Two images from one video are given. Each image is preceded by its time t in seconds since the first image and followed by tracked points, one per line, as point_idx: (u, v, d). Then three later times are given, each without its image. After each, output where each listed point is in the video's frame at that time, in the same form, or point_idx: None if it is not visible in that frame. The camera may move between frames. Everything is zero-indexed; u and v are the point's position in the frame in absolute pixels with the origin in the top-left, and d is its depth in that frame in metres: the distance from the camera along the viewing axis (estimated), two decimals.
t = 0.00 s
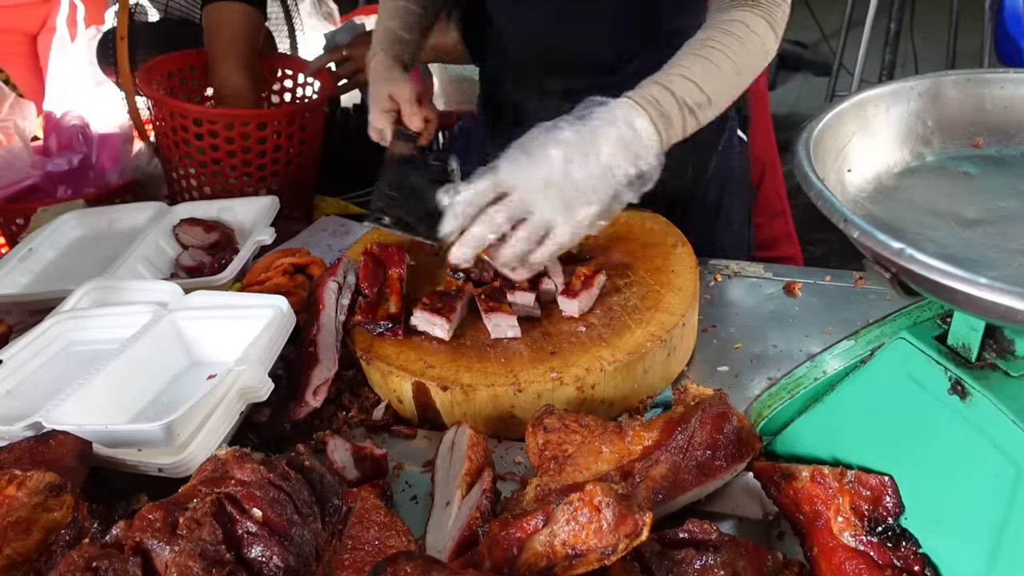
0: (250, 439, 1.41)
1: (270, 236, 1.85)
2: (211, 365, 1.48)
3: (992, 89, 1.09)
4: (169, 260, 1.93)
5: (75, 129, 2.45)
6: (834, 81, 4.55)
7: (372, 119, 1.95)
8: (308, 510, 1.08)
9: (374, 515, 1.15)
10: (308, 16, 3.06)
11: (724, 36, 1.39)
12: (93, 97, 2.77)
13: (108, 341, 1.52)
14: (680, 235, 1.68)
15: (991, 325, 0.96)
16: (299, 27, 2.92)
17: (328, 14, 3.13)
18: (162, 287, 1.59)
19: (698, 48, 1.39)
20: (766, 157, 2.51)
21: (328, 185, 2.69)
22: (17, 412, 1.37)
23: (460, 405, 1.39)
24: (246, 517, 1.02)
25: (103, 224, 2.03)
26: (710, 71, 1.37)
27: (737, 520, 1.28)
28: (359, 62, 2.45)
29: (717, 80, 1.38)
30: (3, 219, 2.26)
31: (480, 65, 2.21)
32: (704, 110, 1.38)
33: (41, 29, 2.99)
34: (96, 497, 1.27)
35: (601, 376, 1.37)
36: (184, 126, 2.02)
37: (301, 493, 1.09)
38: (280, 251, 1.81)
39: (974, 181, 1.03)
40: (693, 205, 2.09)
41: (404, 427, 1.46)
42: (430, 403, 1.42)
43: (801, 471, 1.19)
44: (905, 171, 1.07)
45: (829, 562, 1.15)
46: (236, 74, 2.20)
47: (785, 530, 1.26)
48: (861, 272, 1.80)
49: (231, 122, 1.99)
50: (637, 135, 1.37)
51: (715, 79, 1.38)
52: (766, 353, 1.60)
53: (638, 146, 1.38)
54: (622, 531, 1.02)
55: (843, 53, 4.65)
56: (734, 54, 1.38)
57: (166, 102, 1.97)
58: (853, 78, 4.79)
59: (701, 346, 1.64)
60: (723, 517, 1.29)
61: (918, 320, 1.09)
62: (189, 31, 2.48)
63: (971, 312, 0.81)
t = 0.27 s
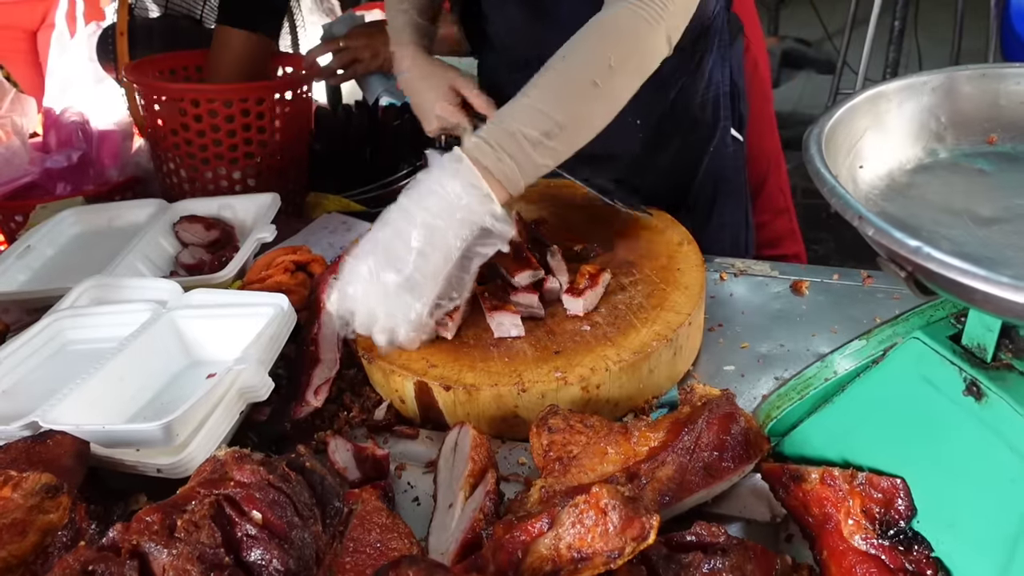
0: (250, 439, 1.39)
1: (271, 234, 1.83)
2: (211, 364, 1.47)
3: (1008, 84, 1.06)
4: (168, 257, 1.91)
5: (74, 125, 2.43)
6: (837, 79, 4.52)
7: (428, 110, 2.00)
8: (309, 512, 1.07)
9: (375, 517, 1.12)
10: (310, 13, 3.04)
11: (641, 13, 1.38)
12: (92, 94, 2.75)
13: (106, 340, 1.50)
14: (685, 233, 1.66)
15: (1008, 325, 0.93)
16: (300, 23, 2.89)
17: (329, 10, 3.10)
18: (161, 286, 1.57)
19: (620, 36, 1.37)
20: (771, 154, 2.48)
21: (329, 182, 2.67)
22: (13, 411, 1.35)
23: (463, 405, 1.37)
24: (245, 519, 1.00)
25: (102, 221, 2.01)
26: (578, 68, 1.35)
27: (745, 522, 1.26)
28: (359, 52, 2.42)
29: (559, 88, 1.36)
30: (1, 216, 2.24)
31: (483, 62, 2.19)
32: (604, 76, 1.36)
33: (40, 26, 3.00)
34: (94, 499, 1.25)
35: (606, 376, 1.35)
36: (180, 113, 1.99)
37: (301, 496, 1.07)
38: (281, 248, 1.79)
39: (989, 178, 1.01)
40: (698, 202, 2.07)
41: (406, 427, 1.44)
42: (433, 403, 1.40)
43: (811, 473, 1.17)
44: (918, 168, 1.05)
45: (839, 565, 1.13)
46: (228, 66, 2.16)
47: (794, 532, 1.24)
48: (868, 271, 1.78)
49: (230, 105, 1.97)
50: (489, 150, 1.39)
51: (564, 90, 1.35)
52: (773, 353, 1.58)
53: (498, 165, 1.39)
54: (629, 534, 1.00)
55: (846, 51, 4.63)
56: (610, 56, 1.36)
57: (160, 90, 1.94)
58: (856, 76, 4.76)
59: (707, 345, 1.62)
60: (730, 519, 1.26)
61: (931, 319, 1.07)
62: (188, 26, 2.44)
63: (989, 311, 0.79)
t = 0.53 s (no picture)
0: (249, 440, 1.37)
1: (270, 232, 1.82)
2: (208, 364, 1.45)
3: (1020, 79, 1.03)
4: (167, 256, 1.89)
5: (73, 123, 2.42)
6: (841, 76, 4.49)
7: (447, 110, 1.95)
8: (307, 516, 1.05)
9: (376, 520, 1.10)
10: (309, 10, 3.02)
11: None
12: (91, 92, 2.73)
13: (103, 340, 1.49)
14: (689, 232, 1.64)
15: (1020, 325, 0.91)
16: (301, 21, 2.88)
17: (329, 7, 3.08)
18: (159, 284, 1.55)
19: None
20: (774, 152, 2.46)
21: (328, 180, 2.66)
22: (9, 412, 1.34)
23: (464, 406, 1.35)
24: (242, 523, 0.99)
25: (100, 220, 1.99)
26: (712, 17, 1.45)
27: (750, 525, 1.25)
28: (359, 50, 2.40)
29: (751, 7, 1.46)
30: None
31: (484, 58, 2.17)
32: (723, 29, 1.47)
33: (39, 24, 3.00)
34: (90, 501, 1.23)
35: (608, 376, 1.33)
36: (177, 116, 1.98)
37: (299, 499, 1.05)
38: (281, 247, 1.77)
39: (999, 175, 0.99)
40: (700, 200, 2.04)
41: (406, 428, 1.42)
42: (433, 403, 1.38)
43: (817, 475, 1.15)
44: (927, 165, 1.03)
45: (846, 569, 1.11)
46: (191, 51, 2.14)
47: (799, 535, 1.22)
48: (874, 269, 1.75)
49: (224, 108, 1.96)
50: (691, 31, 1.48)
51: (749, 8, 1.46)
52: (778, 352, 1.56)
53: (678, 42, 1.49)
54: (633, 538, 0.98)
55: (850, 48, 4.60)
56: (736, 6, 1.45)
57: (154, 93, 1.94)
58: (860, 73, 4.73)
59: (711, 344, 1.60)
60: (734, 522, 1.25)
61: (941, 319, 1.05)
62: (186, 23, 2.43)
63: (1002, 311, 0.77)
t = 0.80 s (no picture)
0: (247, 440, 1.36)
1: (270, 230, 1.80)
2: (207, 363, 1.43)
3: None
4: (166, 253, 1.87)
5: (72, 120, 2.40)
6: (845, 73, 4.46)
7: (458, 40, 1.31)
8: (305, 518, 1.03)
9: (374, 522, 1.08)
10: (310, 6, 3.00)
11: (768, 27, 1.66)
12: (91, 89, 2.72)
13: (101, 338, 1.47)
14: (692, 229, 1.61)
15: None
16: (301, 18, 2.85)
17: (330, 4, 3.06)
18: (157, 282, 1.53)
19: (755, 45, 1.65)
20: (778, 150, 2.44)
21: (330, 176, 2.60)
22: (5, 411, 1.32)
23: (465, 406, 1.33)
24: (239, 526, 0.97)
25: (98, 217, 1.97)
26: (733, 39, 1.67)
27: (755, 527, 1.23)
28: (358, 45, 2.35)
29: (763, 72, 1.65)
30: None
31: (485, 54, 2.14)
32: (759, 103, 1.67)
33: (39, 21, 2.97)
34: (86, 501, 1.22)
35: (611, 376, 1.31)
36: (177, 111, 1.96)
37: (297, 501, 1.03)
38: (280, 245, 1.75)
39: (1010, 171, 0.97)
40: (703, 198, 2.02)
41: (407, 428, 1.41)
42: (434, 403, 1.36)
43: (824, 477, 1.13)
44: (937, 161, 1.01)
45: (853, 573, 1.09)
46: (174, 36, 2.06)
47: (806, 537, 1.20)
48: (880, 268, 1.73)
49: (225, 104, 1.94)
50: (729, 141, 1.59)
51: (764, 76, 1.65)
52: (782, 352, 1.54)
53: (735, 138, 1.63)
54: (637, 541, 0.97)
55: (854, 44, 4.57)
56: (759, 74, 1.64)
57: (159, 90, 1.92)
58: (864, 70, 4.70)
59: (715, 343, 1.58)
60: (739, 523, 1.23)
61: (951, 318, 1.03)
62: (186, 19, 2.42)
63: (1015, 311, 0.75)
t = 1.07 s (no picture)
0: (249, 439, 1.35)
1: (272, 228, 1.79)
2: (209, 362, 1.42)
3: None
4: (168, 251, 1.86)
5: (74, 117, 2.39)
6: (849, 72, 4.43)
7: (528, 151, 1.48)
8: (307, 519, 1.02)
9: (377, 523, 1.08)
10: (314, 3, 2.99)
11: (773, 32, 1.58)
12: (93, 85, 2.71)
13: (102, 337, 1.46)
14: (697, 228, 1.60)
15: None
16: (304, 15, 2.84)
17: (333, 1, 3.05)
18: (160, 281, 1.53)
19: (756, 49, 1.57)
20: (782, 149, 2.42)
21: (331, 174, 2.60)
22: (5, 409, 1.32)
23: (469, 405, 1.32)
24: (241, 527, 0.96)
25: (100, 215, 1.97)
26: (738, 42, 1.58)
27: (761, 528, 1.21)
28: (359, 41, 2.35)
29: (764, 78, 1.57)
30: None
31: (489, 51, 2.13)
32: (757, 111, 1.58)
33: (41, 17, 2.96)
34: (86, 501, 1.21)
35: (616, 375, 1.30)
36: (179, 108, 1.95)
37: (299, 501, 1.02)
38: (283, 243, 1.74)
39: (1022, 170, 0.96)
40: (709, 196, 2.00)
41: (409, 428, 1.40)
42: (437, 403, 1.35)
43: (831, 478, 1.12)
44: (948, 160, 1.00)
45: None
46: (182, 37, 2.06)
47: (812, 539, 1.19)
48: (886, 267, 1.72)
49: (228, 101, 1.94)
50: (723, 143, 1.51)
51: (763, 82, 1.57)
52: (788, 351, 1.53)
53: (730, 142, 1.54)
54: (642, 543, 0.96)
55: (859, 43, 4.54)
56: (756, 79, 1.56)
57: (160, 88, 1.91)
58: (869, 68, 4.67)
59: (720, 343, 1.57)
60: (745, 525, 1.21)
61: (962, 318, 1.02)
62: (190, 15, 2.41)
63: None
